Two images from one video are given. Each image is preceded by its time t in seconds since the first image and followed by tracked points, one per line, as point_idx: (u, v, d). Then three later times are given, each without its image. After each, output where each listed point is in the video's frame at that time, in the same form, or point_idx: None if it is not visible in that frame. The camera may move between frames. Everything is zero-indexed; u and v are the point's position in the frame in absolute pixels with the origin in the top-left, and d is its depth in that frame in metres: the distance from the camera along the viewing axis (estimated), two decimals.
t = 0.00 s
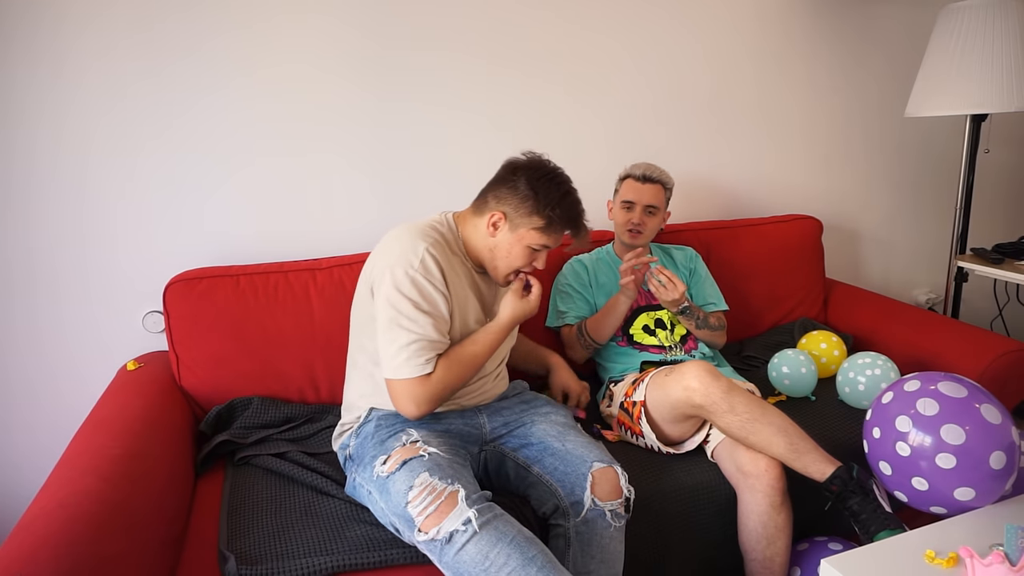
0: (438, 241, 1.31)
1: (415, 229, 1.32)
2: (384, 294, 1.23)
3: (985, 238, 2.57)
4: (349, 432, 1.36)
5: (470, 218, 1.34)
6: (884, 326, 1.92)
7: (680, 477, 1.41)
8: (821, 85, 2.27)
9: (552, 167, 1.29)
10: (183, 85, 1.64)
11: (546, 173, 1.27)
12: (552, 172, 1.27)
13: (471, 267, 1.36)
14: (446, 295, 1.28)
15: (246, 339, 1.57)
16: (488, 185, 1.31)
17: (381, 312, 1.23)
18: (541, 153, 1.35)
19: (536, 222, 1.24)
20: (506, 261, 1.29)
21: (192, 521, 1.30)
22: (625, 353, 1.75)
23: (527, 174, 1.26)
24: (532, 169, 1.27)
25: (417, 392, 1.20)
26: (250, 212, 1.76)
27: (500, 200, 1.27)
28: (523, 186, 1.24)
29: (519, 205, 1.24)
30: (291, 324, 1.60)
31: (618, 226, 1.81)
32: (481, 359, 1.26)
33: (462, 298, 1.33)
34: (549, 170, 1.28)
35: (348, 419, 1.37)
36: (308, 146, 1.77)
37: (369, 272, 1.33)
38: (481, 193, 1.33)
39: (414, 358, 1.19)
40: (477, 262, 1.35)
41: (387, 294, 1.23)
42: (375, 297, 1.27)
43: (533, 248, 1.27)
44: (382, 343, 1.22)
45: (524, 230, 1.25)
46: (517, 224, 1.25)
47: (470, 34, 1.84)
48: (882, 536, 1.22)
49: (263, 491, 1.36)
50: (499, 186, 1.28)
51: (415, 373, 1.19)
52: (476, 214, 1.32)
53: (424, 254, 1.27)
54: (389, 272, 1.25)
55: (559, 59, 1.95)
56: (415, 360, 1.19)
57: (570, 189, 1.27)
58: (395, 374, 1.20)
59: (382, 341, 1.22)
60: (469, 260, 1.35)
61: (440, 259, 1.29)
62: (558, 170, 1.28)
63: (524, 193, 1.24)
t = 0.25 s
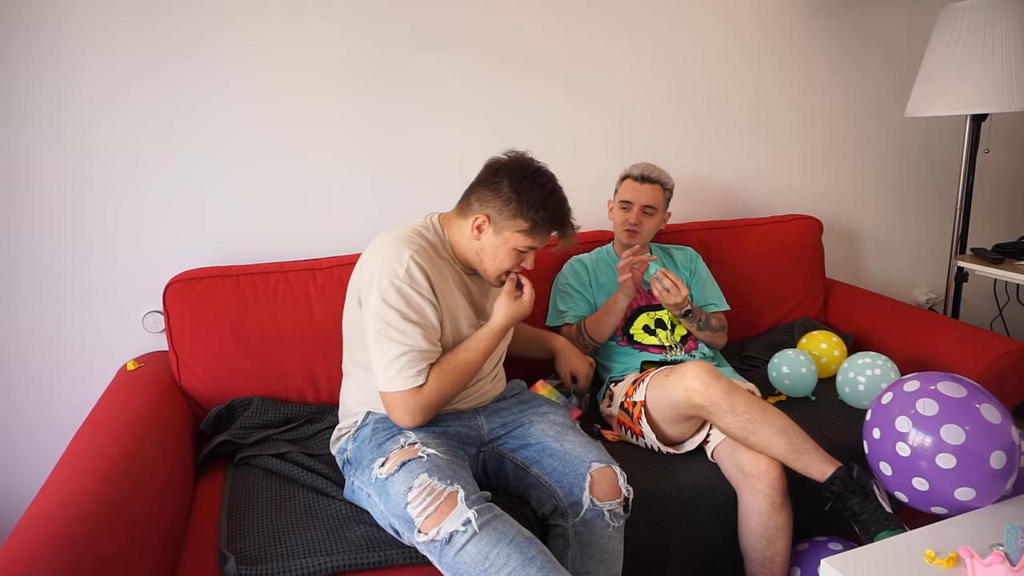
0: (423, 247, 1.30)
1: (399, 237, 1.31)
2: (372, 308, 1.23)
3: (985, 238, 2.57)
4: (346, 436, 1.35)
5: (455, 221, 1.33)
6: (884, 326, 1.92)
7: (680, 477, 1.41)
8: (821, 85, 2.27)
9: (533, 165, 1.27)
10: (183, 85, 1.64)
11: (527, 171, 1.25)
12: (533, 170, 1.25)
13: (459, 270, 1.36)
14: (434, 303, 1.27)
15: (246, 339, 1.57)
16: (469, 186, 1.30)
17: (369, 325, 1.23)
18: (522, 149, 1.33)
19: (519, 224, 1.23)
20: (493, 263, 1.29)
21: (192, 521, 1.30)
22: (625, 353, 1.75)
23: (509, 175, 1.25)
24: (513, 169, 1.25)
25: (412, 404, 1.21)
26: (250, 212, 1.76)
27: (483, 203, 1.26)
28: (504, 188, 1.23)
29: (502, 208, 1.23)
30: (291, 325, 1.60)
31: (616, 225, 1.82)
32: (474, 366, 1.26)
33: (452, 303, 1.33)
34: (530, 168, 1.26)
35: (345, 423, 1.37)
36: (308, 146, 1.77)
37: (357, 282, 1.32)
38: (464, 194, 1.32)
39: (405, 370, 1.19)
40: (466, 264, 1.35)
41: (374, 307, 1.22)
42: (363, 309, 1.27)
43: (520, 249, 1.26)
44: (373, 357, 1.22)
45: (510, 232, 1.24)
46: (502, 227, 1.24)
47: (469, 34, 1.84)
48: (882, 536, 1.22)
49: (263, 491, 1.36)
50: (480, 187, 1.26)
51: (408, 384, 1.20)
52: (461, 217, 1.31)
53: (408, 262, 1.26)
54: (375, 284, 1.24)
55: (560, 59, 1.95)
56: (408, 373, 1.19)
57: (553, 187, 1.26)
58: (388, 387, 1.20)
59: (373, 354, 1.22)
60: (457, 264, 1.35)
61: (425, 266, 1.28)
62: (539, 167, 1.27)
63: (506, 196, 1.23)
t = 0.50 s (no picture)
0: (411, 254, 1.29)
1: (386, 247, 1.29)
2: (368, 318, 1.22)
3: (985, 238, 2.57)
4: (344, 439, 1.36)
5: (444, 225, 1.32)
6: (884, 326, 1.92)
7: (680, 477, 1.41)
8: (821, 85, 2.27)
9: (522, 164, 1.26)
10: (183, 85, 1.64)
11: (519, 172, 1.24)
12: (524, 170, 1.25)
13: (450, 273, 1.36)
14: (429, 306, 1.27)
15: (246, 339, 1.57)
16: (456, 190, 1.27)
17: (367, 336, 1.22)
18: (505, 147, 1.31)
19: (521, 225, 1.23)
20: (493, 264, 1.29)
21: (192, 521, 1.30)
22: (625, 353, 1.75)
23: (501, 177, 1.23)
24: (503, 170, 1.24)
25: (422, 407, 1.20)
26: (250, 212, 1.75)
27: (477, 208, 1.24)
28: (501, 193, 1.22)
29: (501, 213, 1.22)
30: (290, 325, 1.60)
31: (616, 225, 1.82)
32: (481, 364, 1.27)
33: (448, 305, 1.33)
34: (521, 168, 1.25)
35: (344, 426, 1.38)
36: (308, 145, 1.76)
37: (347, 295, 1.31)
38: (449, 199, 1.30)
39: (415, 373, 1.19)
40: (460, 266, 1.34)
41: (371, 317, 1.22)
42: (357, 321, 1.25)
43: (519, 247, 1.28)
44: (378, 367, 1.21)
45: (510, 233, 1.25)
46: (503, 230, 1.24)
47: (468, 36, 1.84)
48: (882, 536, 1.22)
49: (263, 491, 1.36)
50: (472, 192, 1.24)
51: (418, 389, 1.20)
52: (451, 222, 1.29)
53: (401, 270, 1.26)
54: (368, 294, 1.23)
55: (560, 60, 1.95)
56: (415, 377, 1.20)
57: (546, 184, 1.26)
58: (397, 394, 1.20)
59: (376, 364, 1.21)
60: (449, 266, 1.35)
61: (415, 272, 1.28)
62: (529, 166, 1.26)
63: (504, 199, 1.22)
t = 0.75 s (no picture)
0: (403, 257, 1.29)
1: (378, 251, 1.29)
2: (366, 322, 1.21)
3: (985, 238, 2.57)
4: (343, 440, 1.36)
5: (436, 226, 1.31)
6: (884, 327, 1.92)
7: (680, 477, 1.41)
8: (822, 84, 2.27)
9: (513, 160, 1.26)
10: (183, 86, 1.64)
11: (511, 167, 1.24)
12: (516, 166, 1.25)
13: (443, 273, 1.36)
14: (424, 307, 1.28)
15: (246, 339, 1.57)
16: (447, 189, 1.27)
17: (365, 340, 1.22)
18: (493, 143, 1.31)
19: (516, 220, 1.24)
20: (490, 261, 1.29)
21: (192, 521, 1.30)
22: (625, 353, 1.75)
23: (493, 174, 1.23)
24: (494, 167, 1.24)
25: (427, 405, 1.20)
26: (250, 212, 1.75)
27: (471, 207, 1.24)
28: (495, 190, 1.22)
29: (496, 210, 1.22)
30: (290, 325, 1.60)
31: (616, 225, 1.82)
32: (481, 360, 1.27)
33: (442, 305, 1.34)
34: (513, 164, 1.25)
35: (342, 427, 1.38)
36: (308, 145, 1.76)
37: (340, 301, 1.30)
38: (440, 198, 1.29)
39: (418, 372, 1.19)
40: (453, 266, 1.35)
41: (368, 321, 1.21)
42: (354, 326, 1.25)
43: (514, 243, 1.29)
44: (379, 370, 1.21)
45: (507, 230, 1.25)
46: (499, 227, 1.24)
47: (468, 36, 1.84)
48: (882, 536, 1.22)
49: (263, 492, 1.36)
50: (465, 191, 1.24)
51: (422, 388, 1.19)
52: (444, 222, 1.29)
53: (394, 273, 1.26)
54: (363, 299, 1.23)
55: (561, 61, 1.95)
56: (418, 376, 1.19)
57: (538, 179, 1.26)
58: (401, 395, 1.19)
59: (377, 367, 1.21)
60: (442, 266, 1.36)
61: (408, 275, 1.28)
62: (520, 161, 1.26)
63: (498, 195, 1.22)
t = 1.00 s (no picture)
0: (399, 256, 1.29)
1: (374, 251, 1.29)
2: (364, 320, 1.22)
3: (985, 238, 2.57)
4: (342, 440, 1.36)
5: (431, 224, 1.31)
6: (884, 327, 1.91)
7: (680, 477, 1.41)
8: (822, 85, 2.26)
9: (507, 155, 1.26)
10: (184, 86, 1.64)
11: (505, 163, 1.24)
12: (511, 162, 1.25)
13: (440, 272, 1.36)
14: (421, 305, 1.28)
15: (246, 339, 1.57)
16: (441, 187, 1.27)
17: (363, 339, 1.22)
18: (486, 139, 1.31)
19: (513, 216, 1.24)
20: (488, 257, 1.30)
21: (192, 521, 1.30)
22: (625, 353, 1.75)
23: (488, 170, 1.23)
24: (488, 163, 1.24)
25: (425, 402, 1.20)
26: (250, 212, 1.75)
27: (467, 204, 1.24)
28: (491, 186, 1.22)
29: (493, 206, 1.22)
30: (290, 324, 1.60)
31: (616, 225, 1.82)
32: (479, 358, 1.27)
33: (439, 303, 1.34)
34: (507, 159, 1.25)
35: (342, 427, 1.38)
36: (307, 145, 1.76)
37: (338, 301, 1.30)
38: (435, 196, 1.29)
39: (416, 370, 1.19)
40: (450, 265, 1.35)
41: (366, 320, 1.21)
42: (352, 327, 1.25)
43: (512, 238, 1.29)
44: (377, 369, 1.21)
45: (503, 226, 1.25)
46: (496, 223, 1.24)
47: (468, 37, 1.84)
48: (882, 536, 1.21)
49: (263, 492, 1.36)
50: (460, 188, 1.24)
51: (421, 386, 1.19)
52: (440, 220, 1.29)
53: (391, 272, 1.26)
54: (360, 299, 1.23)
55: (560, 61, 1.95)
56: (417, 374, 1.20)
57: (532, 173, 1.27)
58: (400, 394, 1.19)
59: (375, 366, 1.21)
60: (440, 264, 1.36)
61: (405, 273, 1.28)
62: (515, 157, 1.26)
63: (494, 191, 1.22)
